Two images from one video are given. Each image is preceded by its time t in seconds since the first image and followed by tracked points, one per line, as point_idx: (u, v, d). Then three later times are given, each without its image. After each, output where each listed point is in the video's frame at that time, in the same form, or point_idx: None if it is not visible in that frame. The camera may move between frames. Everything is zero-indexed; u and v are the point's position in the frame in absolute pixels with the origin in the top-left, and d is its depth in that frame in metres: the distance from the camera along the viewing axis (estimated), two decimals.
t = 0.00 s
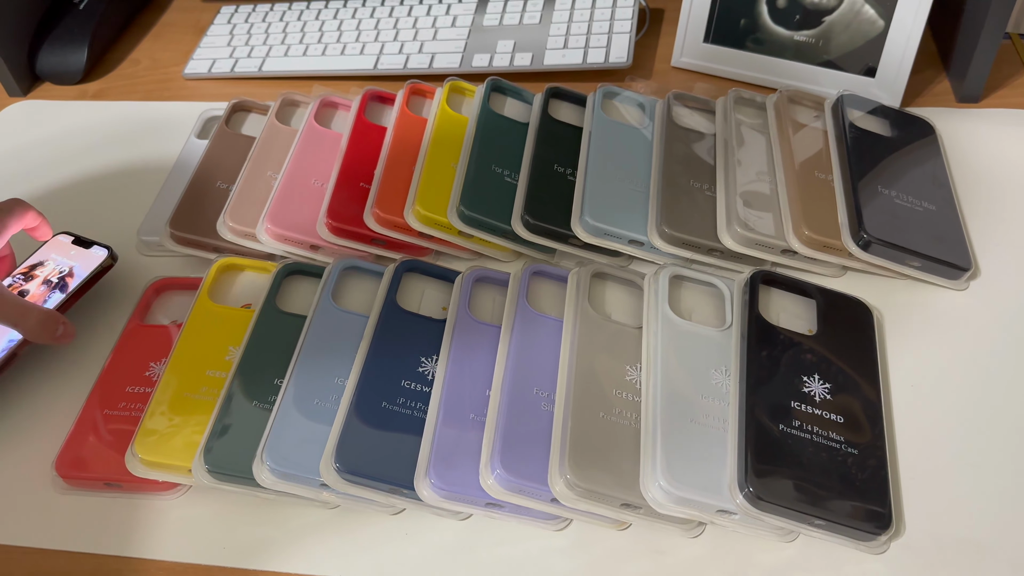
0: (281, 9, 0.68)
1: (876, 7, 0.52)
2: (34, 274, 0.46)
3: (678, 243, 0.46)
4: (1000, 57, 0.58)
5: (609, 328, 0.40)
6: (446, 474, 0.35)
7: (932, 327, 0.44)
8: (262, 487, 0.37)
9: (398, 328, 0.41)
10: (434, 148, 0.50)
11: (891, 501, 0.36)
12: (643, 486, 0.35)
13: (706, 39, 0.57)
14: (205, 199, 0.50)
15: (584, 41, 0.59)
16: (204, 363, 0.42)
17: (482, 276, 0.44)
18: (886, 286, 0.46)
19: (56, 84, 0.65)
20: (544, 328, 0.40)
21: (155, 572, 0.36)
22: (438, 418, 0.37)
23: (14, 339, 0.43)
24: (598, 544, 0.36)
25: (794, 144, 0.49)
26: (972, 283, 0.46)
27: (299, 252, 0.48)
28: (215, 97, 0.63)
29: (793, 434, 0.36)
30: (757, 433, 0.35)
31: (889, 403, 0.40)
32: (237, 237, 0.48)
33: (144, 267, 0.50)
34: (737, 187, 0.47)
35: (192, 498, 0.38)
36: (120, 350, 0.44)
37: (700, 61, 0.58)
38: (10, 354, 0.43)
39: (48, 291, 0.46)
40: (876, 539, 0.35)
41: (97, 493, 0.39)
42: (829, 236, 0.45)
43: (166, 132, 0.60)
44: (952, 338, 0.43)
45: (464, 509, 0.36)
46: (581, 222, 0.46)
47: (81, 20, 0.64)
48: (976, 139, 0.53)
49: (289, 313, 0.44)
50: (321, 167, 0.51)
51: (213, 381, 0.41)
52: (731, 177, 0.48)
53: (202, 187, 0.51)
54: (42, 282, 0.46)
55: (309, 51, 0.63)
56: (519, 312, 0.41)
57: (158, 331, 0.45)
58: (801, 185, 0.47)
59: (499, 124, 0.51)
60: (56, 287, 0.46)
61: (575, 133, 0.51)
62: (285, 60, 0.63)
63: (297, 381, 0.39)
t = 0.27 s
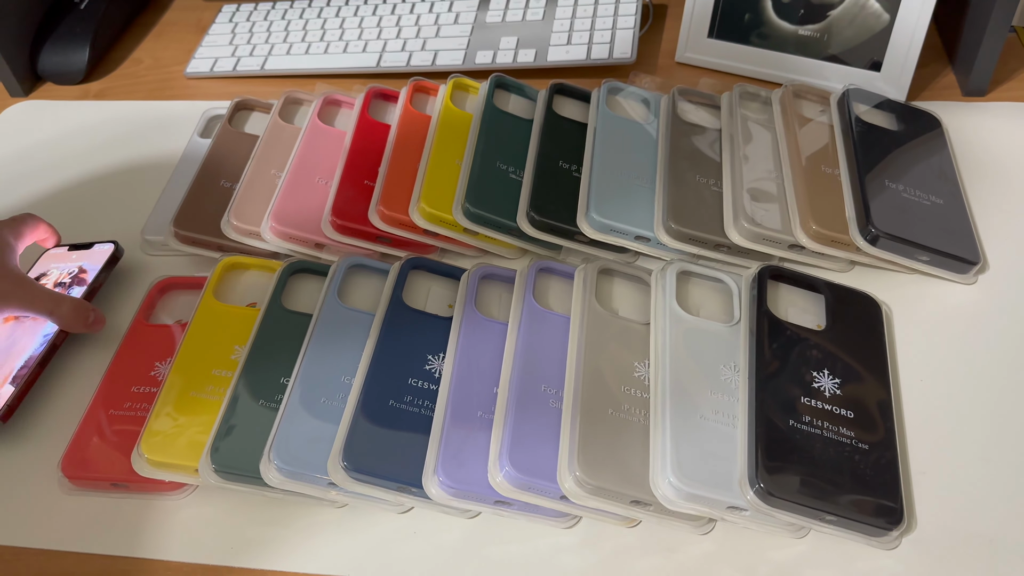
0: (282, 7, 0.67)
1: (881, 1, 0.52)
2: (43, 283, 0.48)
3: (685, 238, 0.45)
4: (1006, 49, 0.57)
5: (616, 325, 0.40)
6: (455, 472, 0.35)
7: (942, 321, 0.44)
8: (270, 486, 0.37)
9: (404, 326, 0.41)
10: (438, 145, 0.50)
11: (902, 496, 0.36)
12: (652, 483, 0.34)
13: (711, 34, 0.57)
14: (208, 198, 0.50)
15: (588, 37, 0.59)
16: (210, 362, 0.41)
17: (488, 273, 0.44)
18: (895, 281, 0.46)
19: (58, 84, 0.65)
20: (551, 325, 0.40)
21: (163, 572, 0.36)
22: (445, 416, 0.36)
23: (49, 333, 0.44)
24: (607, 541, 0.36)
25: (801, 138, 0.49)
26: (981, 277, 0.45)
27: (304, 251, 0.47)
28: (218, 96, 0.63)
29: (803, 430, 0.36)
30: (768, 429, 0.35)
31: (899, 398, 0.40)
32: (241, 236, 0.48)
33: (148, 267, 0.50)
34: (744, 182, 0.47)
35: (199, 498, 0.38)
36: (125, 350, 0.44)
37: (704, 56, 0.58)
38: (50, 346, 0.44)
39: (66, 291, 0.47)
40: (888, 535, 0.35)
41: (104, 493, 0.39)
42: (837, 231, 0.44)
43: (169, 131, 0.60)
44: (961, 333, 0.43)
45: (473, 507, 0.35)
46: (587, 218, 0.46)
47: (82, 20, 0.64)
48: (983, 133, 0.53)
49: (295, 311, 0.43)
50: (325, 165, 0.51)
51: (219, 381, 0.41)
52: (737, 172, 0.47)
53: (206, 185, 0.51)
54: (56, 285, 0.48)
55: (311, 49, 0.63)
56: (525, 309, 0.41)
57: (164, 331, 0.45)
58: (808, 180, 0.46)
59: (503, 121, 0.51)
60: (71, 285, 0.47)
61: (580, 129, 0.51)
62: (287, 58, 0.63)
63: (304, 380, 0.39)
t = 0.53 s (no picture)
0: (274, 7, 0.67)
1: None
2: (37, 295, 0.47)
3: (679, 236, 0.45)
4: (1001, 44, 0.57)
5: (610, 324, 0.40)
6: (448, 474, 0.34)
7: (938, 318, 0.44)
8: (262, 489, 0.36)
9: (397, 327, 0.40)
10: (431, 145, 0.49)
11: (899, 494, 0.36)
12: (647, 484, 0.34)
13: (704, 30, 0.57)
14: (200, 200, 0.50)
15: (581, 34, 0.58)
16: (202, 365, 0.41)
17: (481, 273, 0.44)
18: (890, 278, 0.46)
19: (49, 86, 0.64)
20: (545, 325, 0.40)
21: None
22: (439, 417, 0.36)
23: (53, 354, 0.44)
24: (603, 542, 0.36)
25: (795, 135, 0.49)
26: (977, 273, 0.45)
27: (297, 252, 0.47)
28: (210, 97, 0.62)
29: (799, 429, 0.35)
30: (763, 428, 0.35)
31: (895, 395, 0.40)
32: (233, 237, 0.47)
33: (140, 269, 0.50)
34: (738, 179, 0.47)
35: (191, 502, 0.38)
36: (116, 353, 0.43)
37: (699, 53, 0.58)
38: (55, 367, 0.43)
39: (65, 307, 0.46)
40: (884, 534, 0.35)
41: (95, 498, 0.38)
42: (832, 227, 0.44)
43: (161, 132, 0.59)
44: (958, 329, 0.43)
45: (467, 509, 0.35)
46: (580, 217, 0.45)
47: (73, 21, 0.63)
48: (978, 128, 0.53)
49: (287, 313, 0.43)
50: (317, 165, 0.50)
51: (211, 384, 0.40)
52: (732, 169, 0.47)
53: (198, 187, 0.51)
54: (53, 300, 0.47)
55: (304, 49, 0.62)
56: (519, 309, 0.40)
57: (155, 334, 0.44)
58: (803, 177, 0.46)
59: (496, 119, 0.51)
60: (71, 302, 0.47)
61: (574, 127, 0.51)
62: (279, 58, 0.63)
63: (296, 382, 0.38)
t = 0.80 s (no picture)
0: (266, 10, 0.67)
1: None
2: (28, 304, 0.46)
3: (672, 238, 0.45)
4: (995, 42, 0.57)
5: (603, 327, 0.40)
6: (439, 480, 0.34)
7: (933, 318, 0.43)
8: (253, 497, 0.36)
9: (388, 332, 0.40)
10: (422, 147, 0.49)
11: (893, 497, 0.35)
12: (639, 488, 0.34)
13: (698, 30, 0.57)
14: (191, 204, 0.50)
15: (574, 35, 0.58)
16: (192, 371, 0.41)
17: (473, 276, 0.44)
18: (884, 278, 0.46)
19: (40, 91, 0.64)
20: (537, 329, 0.40)
21: None
22: (430, 423, 0.36)
23: (46, 364, 0.43)
24: (596, 548, 0.35)
25: (788, 135, 0.49)
26: (972, 272, 0.45)
27: (288, 256, 0.47)
28: (202, 101, 0.62)
29: (792, 431, 0.35)
30: (756, 431, 0.35)
31: (890, 397, 0.40)
32: (224, 242, 0.47)
33: (130, 274, 0.49)
34: (731, 180, 0.46)
35: (182, 510, 0.37)
36: (106, 359, 0.43)
37: (692, 53, 0.58)
38: (48, 378, 0.43)
39: (57, 317, 0.46)
40: (879, 537, 0.34)
41: (86, 506, 0.38)
42: (826, 228, 0.44)
43: (153, 137, 0.59)
44: (952, 329, 0.43)
45: (458, 515, 0.35)
46: (573, 219, 0.45)
47: (63, 26, 0.63)
48: (973, 127, 0.52)
49: (278, 318, 0.43)
50: (308, 168, 0.50)
51: (201, 391, 0.40)
52: (725, 170, 0.47)
53: (188, 191, 0.50)
54: (44, 309, 0.46)
55: (296, 52, 0.62)
56: (511, 312, 0.40)
57: (146, 340, 0.44)
58: (796, 177, 0.46)
59: (488, 121, 0.51)
60: (64, 312, 0.46)
61: (566, 129, 0.51)
62: (271, 61, 0.62)
63: (287, 388, 0.38)
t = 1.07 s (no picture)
0: (270, 15, 0.67)
1: None
2: (31, 309, 0.46)
3: (675, 242, 0.45)
4: (1000, 44, 0.57)
5: (604, 332, 0.39)
6: (440, 486, 0.34)
7: (938, 322, 0.43)
8: (253, 502, 0.36)
9: (389, 336, 0.40)
10: (424, 151, 0.49)
11: (898, 502, 0.35)
12: (641, 494, 0.34)
13: (701, 33, 0.56)
14: (193, 209, 0.50)
15: (577, 39, 0.58)
16: (194, 376, 0.41)
17: (475, 281, 0.44)
18: (889, 282, 0.45)
19: (44, 96, 0.65)
20: (538, 333, 0.39)
21: None
22: (431, 428, 0.36)
23: (47, 368, 0.44)
24: (598, 554, 0.35)
25: (791, 138, 0.48)
26: (977, 276, 0.45)
27: (290, 260, 0.47)
28: (205, 105, 0.62)
29: (795, 437, 0.35)
30: (758, 436, 0.34)
31: (894, 401, 0.39)
32: (226, 246, 0.47)
33: (132, 279, 0.49)
34: (734, 184, 0.46)
35: (184, 514, 0.37)
36: (108, 364, 0.43)
37: (695, 56, 0.57)
38: (50, 382, 0.43)
39: (59, 321, 0.46)
40: (882, 543, 0.34)
41: (88, 511, 0.38)
42: (829, 231, 0.44)
43: (155, 141, 0.59)
44: (957, 333, 0.42)
45: (460, 521, 0.35)
46: (575, 223, 0.45)
47: (66, 31, 0.63)
48: (977, 129, 0.52)
49: (280, 322, 0.43)
50: (311, 173, 0.50)
51: (202, 396, 0.40)
52: (727, 173, 0.47)
53: (191, 196, 0.50)
54: (46, 314, 0.46)
55: (298, 56, 0.62)
56: (512, 317, 0.40)
57: (149, 344, 0.44)
58: (799, 180, 0.46)
59: (490, 126, 0.51)
60: (66, 316, 0.46)
61: (569, 133, 0.51)
62: (274, 65, 0.62)
63: (287, 393, 0.38)
